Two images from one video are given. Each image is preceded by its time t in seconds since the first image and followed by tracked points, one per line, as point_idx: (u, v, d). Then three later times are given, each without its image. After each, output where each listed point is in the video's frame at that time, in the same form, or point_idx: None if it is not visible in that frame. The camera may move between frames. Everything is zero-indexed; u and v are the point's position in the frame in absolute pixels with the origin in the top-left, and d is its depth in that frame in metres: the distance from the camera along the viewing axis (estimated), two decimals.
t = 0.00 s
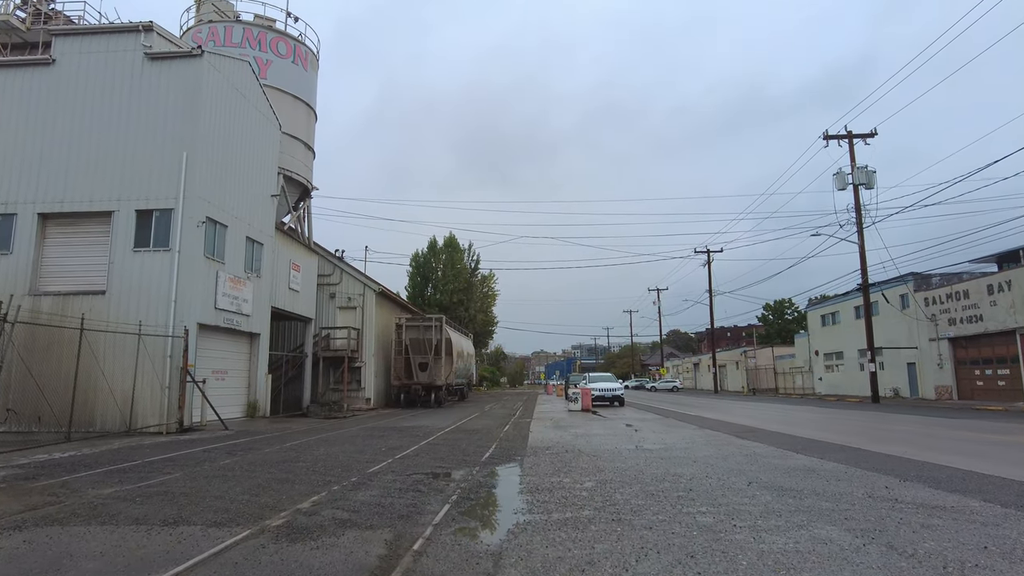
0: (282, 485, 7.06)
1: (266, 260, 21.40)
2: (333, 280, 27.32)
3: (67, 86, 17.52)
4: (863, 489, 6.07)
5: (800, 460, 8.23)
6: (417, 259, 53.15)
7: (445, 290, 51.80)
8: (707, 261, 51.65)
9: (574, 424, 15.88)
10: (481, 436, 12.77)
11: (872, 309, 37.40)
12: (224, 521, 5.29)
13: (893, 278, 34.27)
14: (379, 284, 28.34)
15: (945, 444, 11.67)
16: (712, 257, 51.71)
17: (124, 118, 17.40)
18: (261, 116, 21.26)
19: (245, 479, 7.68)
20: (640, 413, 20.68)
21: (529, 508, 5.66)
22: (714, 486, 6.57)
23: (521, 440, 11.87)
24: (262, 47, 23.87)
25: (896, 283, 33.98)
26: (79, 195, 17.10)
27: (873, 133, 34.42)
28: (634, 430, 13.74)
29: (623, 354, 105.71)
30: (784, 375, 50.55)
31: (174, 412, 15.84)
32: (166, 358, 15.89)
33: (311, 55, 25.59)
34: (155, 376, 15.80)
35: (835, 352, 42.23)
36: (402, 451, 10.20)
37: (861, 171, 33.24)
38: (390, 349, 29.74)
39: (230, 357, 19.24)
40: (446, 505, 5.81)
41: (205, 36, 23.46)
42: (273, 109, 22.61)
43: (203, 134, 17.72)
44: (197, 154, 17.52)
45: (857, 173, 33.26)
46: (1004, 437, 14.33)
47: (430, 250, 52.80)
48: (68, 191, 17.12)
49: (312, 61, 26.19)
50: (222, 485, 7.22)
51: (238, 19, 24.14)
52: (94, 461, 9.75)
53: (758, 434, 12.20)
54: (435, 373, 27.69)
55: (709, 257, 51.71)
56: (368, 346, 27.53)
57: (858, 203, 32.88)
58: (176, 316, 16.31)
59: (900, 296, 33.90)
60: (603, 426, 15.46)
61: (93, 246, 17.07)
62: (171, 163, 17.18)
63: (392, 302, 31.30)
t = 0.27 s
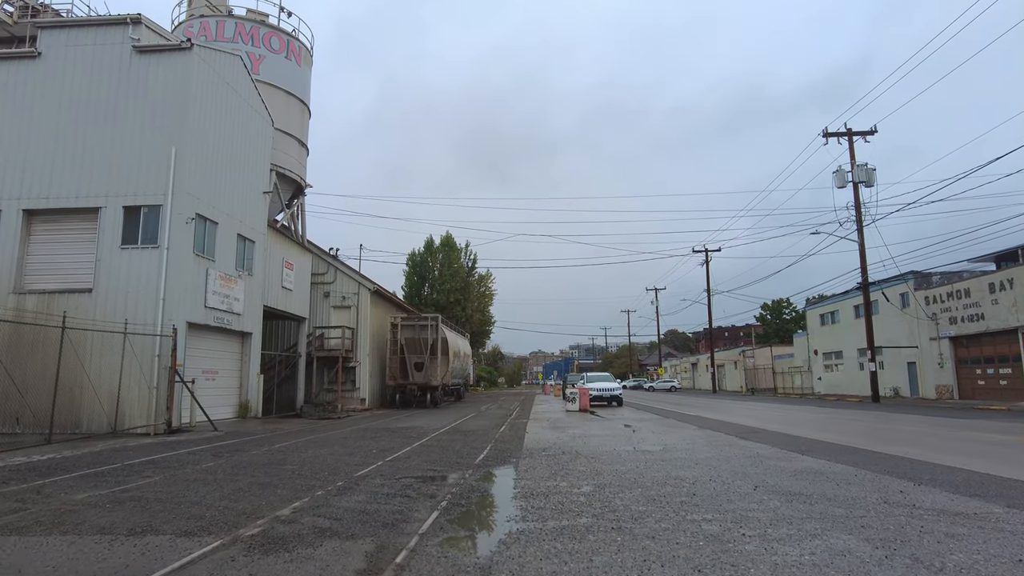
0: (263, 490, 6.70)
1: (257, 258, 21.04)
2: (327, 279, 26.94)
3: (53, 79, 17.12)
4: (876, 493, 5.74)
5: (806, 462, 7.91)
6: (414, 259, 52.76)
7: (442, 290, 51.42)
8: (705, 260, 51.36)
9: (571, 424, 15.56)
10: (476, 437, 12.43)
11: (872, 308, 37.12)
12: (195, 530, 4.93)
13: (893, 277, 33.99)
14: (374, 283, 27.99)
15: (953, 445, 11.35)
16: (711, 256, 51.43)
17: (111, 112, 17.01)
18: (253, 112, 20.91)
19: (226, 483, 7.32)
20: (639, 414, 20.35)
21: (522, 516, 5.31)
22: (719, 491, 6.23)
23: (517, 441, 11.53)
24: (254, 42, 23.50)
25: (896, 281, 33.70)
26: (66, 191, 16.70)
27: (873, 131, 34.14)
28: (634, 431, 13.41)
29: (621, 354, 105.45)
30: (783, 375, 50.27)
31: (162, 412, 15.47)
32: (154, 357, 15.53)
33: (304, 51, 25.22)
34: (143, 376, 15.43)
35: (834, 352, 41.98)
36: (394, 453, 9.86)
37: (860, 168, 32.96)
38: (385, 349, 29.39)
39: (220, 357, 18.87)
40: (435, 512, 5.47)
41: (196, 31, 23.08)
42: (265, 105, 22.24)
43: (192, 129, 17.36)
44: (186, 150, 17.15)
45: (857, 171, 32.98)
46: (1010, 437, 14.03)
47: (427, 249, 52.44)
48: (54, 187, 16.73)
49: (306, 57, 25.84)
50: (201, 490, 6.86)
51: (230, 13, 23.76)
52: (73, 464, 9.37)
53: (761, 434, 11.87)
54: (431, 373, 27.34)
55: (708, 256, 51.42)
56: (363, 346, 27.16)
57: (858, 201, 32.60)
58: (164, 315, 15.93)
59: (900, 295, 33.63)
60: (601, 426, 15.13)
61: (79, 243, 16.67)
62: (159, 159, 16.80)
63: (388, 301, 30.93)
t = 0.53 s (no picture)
0: (247, 498, 6.34)
1: (252, 256, 20.70)
2: (323, 277, 26.59)
3: (41, 73, 16.75)
4: (896, 502, 5.38)
5: (818, 466, 7.56)
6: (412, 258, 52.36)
7: (441, 289, 51.06)
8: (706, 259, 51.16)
9: (571, 426, 15.19)
10: (473, 439, 12.07)
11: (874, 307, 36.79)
12: (167, 542, 4.58)
13: (896, 275, 33.65)
14: (371, 282, 27.65)
15: (965, 446, 11.01)
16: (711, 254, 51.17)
17: (101, 107, 16.64)
18: (247, 107, 20.55)
19: (209, 489, 6.94)
20: (640, 414, 20.01)
21: (519, 527, 4.96)
22: (728, 499, 5.88)
23: (516, 443, 11.17)
24: (249, 37, 23.13)
25: (899, 280, 33.35)
26: (55, 188, 16.33)
27: (876, 128, 33.79)
28: (635, 432, 13.05)
29: (621, 354, 105.23)
30: (784, 375, 49.95)
31: (152, 413, 15.13)
32: (145, 357, 15.18)
33: (299, 46, 24.88)
34: (133, 376, 15.09)
35: (835, 351, 41.66)
36: (388, 456, 9.51)
37: (863, 166, 32.61)
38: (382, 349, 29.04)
39: (213, 357, 18.52)
40: (426, 523, 5.12)
41: (189, 25, 22.69)
42: (259, 100, 21.86)
43: (184, 124, 17.00)
44: (178, 145, 16.79)
45: (859, 168, 32.64)
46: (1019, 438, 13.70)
47: (425, 248, 52.08)
48: (42, 183, 16.36)
49: (302, 53, 25.47)
50: (182, 497, 6.50)
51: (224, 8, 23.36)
52: (54, 468, 9.02)
53: (767, 436, 11.52)
54: (428, 373, 26.99)
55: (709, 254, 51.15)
56: (359, 345, 26.81)
57: (860, 199, 32.25)
58: (155, 314, 15.57)
59: (903, 294, 33.30)
60: (602, 428, 14.76)
61: (68, 240, 16.29)
62: (150, 154, 16.43)
63: (385, 300, 30.57)
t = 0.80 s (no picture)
0: (230, 502, 5.99)
1: (247, 253, 20.35)
2: (320, 275, 26.25)
3: (32, 66, 16.41)
4: (921, 508, 5.04)
5: (830, 469, 7.20)
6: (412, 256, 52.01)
7: (440, 288, 50.73)
8: (707, 257, 50.84)
9: (572, 426, 14.85)
10: (471, 440, 11.71)
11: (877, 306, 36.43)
12: (137, 553, 4.23)
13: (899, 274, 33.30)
14: (369, 280, 27.32)
15: (978, 448, 10.68)
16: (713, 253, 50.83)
17: (92, 100, 16.28)
18: (242, 102, 20.23)
19: (192, 493, 6.60)
20: (642, 414, 19.67)
21: (517, 536, 4.62)
22: (740, 504, 5.54)
23: (515, 445, 10.81)
24: (245, 32, 22.76)
25: (903, 279, 32.97)
26: (45, 182, 15.98)
27: (880, 125, 33.42)
28: (637, 434, 12.70)
29: (621, 354, 104.91)
30: (785, 375, 49.61)
31: (143, 413, 14.77)
32: (136, 355, 14.84)
33: (296, 41, 24.52)
34: (123, 375, 14.73)
35: (838, 351, 41.30)
36: (382, 458, 9.17)
37: (867, 163, 32.25)
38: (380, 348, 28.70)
39: (207, 355, 18.17)
40: (417, 531, 4.77)
41: (185, 19, 22.33)
42: (255, 95, 21.52)
43: (177, 118, 16.64)
44: (171, 139, 16.46)
45: (863, 166, 32.29)
46: None
47: (425, 246, 51.76)
48: (32, 178, 16.02)
49: (299, 48, 25.11)
50: (162, 500, 6.15)
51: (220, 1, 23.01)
52: (35, 469, 8.68)
53: (774, 437, 11.16)
54: (427, 372, 26.64)
55: (710, 253, 50.81)
56: (357, 344, 26.47)
57: (864, 196, 31.90)
58: (146, 311, 15.21)
59: (907, 293, 32.95)
60: (603, 428, 14.43)
61: (58, 236, 15.95)
62: (142, 148, 16.07)
63: (383, 299, 30.23)
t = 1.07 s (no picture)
0: (213, 510, 5.68)
1: (242, 251, 20.05)
2: (318, 274, 25.96)
3: (22, 60, 16.09)
4: (946, 518, 4.72)
5: (842, 474, 6.90)
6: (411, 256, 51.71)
7: (440, 288, 50.45)
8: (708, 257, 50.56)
9: (573, 428, 14.56)
10: (469, 442, 11.38)
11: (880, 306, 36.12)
12: (104, 567, 3.92)
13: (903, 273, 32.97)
14: (367, 279, 27.02)
15: (991, 451, 10.37)
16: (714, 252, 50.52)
17: (83, 94, 15.96)
18: (237, 97, 19.92)
19: (174, 498, 6.28)
20: (643, 415, 19.37)
21: (515, 548, 4.31)
22: (752, 513, 5.24)
23: (514, 447, 10.50)
24: (241, 27, 22.42)
25: (907, 278, 32.63)
26: (35, 178, 15.66)
27: (883, 123, 33.12)
28: (640, 435, 12.38)
29: (621, 354, 104.66)
30: (787, 375, 49.29)
31: (135, 414, 14.45)
32: (128, 355, 14.52)
33: (293, 37, 24.19)
34: (114, 375, 14.42)
35: (840, 351, 41.00)
36: (376, 461, 8.87)
37: (870, 162, 31.93)
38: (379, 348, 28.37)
39: (200, 355, 17.85)
40: (408, 543, 4.46)
41: (180, 14, 21.98)
42: (251, 91, 21.21)
43: (170, 113, 16.31)
44: (164, 135, 16.14)
45: (866, 164, 31.97)
46: None
47: (424, 246, 51.48)
48: (22, 173, 15.70)
49: (296, 44, 24.79)
50: (142, 507, 5.84)
51: None
52: (18, 472, 8.38)
53: (781, 439, 10.85)
54: (425, 372, 26.33)
55: (711, 253, 50.51)
56: (355, 344, 26.15)
57: (867, 195, 31.58)
58: (138, 310, 14.89)
59: (911, 292, 32.62)
60: (604, 430, 14.12)
61: (47, 233, 15.62)
62: (134, 143, 15.74)
63: (382, 298, 29.92)
